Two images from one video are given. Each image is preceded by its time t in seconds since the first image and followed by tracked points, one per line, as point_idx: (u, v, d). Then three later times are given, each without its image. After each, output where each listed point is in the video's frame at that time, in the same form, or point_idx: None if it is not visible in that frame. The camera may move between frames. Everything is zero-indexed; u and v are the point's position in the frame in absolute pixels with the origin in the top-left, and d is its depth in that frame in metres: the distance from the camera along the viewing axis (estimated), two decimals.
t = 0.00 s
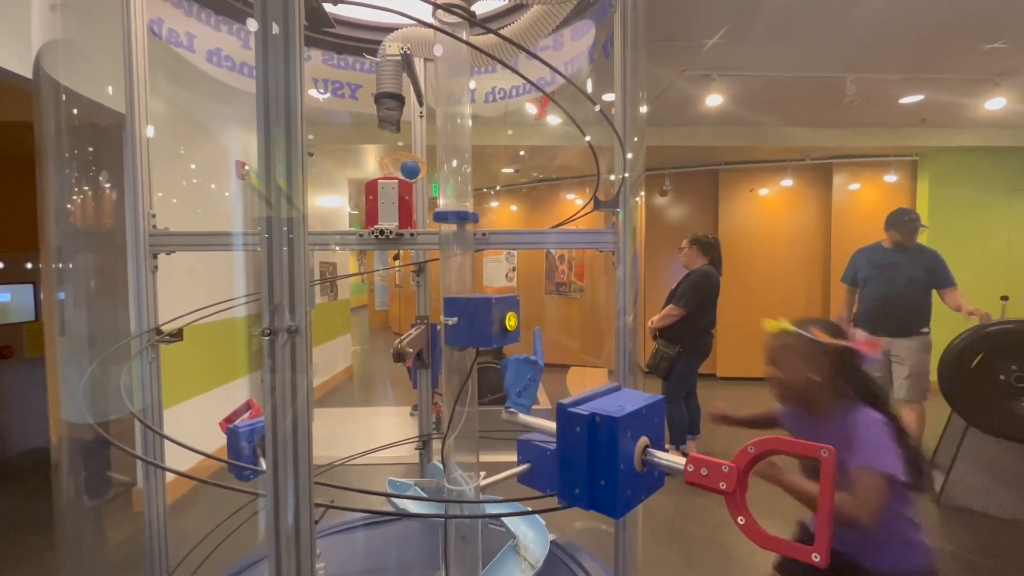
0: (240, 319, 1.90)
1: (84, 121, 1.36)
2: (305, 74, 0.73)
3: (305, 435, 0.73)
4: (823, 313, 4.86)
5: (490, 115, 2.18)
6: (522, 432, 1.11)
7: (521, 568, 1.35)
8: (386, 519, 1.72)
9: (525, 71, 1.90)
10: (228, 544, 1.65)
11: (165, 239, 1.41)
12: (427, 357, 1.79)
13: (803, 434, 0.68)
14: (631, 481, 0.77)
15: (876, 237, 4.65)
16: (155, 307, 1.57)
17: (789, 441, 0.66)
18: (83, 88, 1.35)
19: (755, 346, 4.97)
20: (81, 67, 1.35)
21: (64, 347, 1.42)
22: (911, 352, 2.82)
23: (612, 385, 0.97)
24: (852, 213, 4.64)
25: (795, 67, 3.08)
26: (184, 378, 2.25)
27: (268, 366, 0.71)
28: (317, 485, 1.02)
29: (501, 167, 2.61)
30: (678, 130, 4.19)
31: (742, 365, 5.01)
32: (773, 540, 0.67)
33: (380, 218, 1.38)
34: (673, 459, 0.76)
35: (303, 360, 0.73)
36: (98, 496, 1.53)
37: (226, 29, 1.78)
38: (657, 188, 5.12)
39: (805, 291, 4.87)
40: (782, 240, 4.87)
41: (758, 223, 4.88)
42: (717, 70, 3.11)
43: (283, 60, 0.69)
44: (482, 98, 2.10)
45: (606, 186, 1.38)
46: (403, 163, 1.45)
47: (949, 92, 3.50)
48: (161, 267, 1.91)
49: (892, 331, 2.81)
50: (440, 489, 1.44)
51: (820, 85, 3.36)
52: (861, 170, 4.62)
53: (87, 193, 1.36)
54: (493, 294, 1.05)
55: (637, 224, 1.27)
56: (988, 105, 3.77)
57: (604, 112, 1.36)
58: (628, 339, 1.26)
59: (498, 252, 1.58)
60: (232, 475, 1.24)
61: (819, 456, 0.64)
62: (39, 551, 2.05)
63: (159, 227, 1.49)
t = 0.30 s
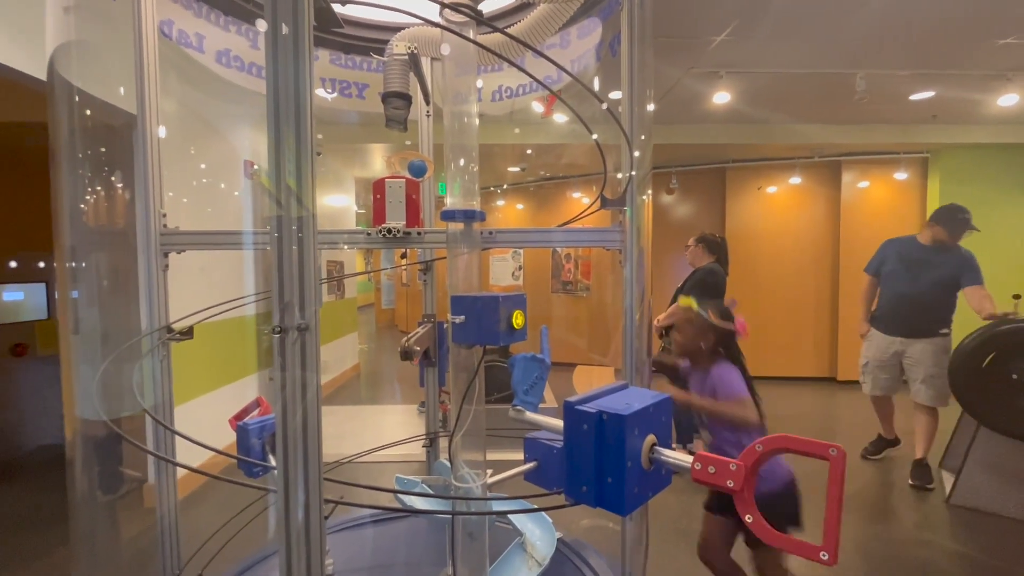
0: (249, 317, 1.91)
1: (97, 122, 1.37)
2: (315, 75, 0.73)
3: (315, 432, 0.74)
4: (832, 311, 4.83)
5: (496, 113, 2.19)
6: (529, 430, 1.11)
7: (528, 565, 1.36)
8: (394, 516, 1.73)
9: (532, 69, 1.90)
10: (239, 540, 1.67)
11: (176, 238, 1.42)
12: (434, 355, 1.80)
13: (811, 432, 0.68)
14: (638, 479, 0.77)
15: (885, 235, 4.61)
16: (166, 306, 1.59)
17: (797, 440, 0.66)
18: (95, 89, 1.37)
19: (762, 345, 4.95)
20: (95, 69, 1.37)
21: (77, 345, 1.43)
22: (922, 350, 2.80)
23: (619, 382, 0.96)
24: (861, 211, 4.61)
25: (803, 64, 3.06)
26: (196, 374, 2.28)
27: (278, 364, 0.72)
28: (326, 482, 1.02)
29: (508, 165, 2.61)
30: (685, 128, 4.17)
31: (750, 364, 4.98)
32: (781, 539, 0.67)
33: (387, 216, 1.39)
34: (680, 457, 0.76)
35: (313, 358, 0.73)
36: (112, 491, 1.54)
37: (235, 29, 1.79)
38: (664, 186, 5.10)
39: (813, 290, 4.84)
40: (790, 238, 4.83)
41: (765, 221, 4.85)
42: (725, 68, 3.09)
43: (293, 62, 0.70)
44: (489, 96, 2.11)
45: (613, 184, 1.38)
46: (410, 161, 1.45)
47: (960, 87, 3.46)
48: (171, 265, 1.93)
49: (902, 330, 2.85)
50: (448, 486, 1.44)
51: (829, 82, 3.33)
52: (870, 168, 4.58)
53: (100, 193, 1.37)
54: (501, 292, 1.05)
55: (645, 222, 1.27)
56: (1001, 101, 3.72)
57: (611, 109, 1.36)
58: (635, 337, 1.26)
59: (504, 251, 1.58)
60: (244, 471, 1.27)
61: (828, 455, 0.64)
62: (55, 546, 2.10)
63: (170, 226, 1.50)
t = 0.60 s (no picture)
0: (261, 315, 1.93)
1: (112, 122, 1.39)
2: (327, 76, 0.74)
3: (327, 427, 0.74)
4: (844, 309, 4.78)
5: (505, 111, 2.19)
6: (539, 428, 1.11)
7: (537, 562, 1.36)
8: (404, 512, 1.74)
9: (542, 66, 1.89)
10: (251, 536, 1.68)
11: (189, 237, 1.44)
12: (443, 353, 1.81)
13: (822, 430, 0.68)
14: (648, 475, 0.77)
15: (898, 232, 4.56)
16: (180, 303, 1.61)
17: (809, 437, 0.66)
18: (110, 91, 1.38)
19: (773, 343, 4.91)
20: (111, 70, 1.38)
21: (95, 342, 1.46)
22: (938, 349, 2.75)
23: (629, 380, 0.96)
24: (873, 207, 4.56)
25: (815, 60, 3.03)
26: (209, 372, 2.31)
27: (291, 360, 0.73)
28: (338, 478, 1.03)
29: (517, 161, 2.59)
30: (695, 125, 4.14)
31: (760, 363, 4.94)
32: (793, 538, 0.66)
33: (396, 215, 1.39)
34: (690, 454, 0.76)
35: (326, 355, 0.74)
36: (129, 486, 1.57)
37: (247, 30, 1.81)
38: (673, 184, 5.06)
39: (824, 288, 4.80)
40: (801, 235, 4.79)
41: (776, 219, 4.81)
42: (735, 64, 3.06)
43: (306, 64, 0.70)
44: (497, 94, 2.11)
45: (623, 182, 1.37)
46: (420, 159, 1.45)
47: (976, 81, 3.40)
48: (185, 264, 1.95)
49: (921, 329, 2.79)
50: (458, 483, 1.45)
51: (841, 77, 3.29)
52: (883, 164, 4.52)
53: (116, 193, 1.39)
54: (510, 289, 1.05)
55: (654, 220, 1.27)
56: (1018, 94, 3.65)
57: (620, 106, 1.36)
58: (645, 335, 1.25)
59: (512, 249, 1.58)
60: (257, 467, 1.29)
61: (840, 453, 0.63)
62: (73, 541, 2.14)
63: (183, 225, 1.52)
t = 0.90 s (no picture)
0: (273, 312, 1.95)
1: (129, 122, 1.41)
2: (342, 75, 0.74)
3: (344, 423, 0.75)
4: (857, 307, 4.72)
5: (515, 109, 2.19)
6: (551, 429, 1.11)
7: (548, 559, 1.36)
8: (415, 508, 1.76)
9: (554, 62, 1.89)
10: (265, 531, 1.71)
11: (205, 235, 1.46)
12: (454, 350, 1.82)
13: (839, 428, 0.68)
14: (662, 473, 0.77)
15: (913, 229, 4.49)
16: (195, 300, 1.63)
17: (826, 435, 0.66)
18: (127, 91, 1.40)
19: (785, 341, 4.87)
20: (129, 71, 1.41)
21: (114, 338, 1.48)
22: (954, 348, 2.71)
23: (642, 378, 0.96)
24: (888, 204, 4.49)
25: (829, 54, 2.99)
26: (225, 368, 2.35)
27: (308, 357, 0.73)
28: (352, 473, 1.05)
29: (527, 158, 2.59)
30: (707, 121, 4.10)
31: (772, 361, 4.90)
32: (810, 537, 0.66)
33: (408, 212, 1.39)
34: (705, 452, 0.76)
35: (341, 351, 0.74)
36: (146, 481, 1.60)
37: (260, 29, 1.85)
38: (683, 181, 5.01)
39: (837, 285, 4.74)
40: (814, 232, 4.73)
41: (788, 216, 4.76)
42: (747, 59, 3.04)
43: (322, 63, 0.71)
44: (508, 92, 2.11)
45: (635, 179, 1.36)
46: (432, 157, 1.45)
47: (996, 75, 3.33)
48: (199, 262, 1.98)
49: (937, 327, 2.74)
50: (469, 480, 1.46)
51: (856, 72, 3.25)
52: (899, 160, 4.45)
53: (134, 192, 1.41)
54: (522, 286, 1.05)
55: (667, 217, 1.26)
56: None
57: (632, 102, 1.35)
58: (657, 333, 1.25)
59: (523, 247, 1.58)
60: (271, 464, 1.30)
61: (857, 451, 0.63)
62: (94, 533, 2.19)
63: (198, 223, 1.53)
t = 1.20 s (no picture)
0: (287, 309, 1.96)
1: (147, 122, 1.42)
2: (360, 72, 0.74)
3: (361, 419, 0.75)
4: (872, 305, 4.66)
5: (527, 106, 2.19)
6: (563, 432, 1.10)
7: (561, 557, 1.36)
8: (428, 504, 1.76)
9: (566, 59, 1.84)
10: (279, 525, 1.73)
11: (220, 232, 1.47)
12: (466, 347, 1.83)
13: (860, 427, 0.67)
14: (678, 471, 0.76)
15: (930, 225, 4.42)
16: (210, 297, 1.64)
17: (846, 435, 0.65)
18: (145, 91, 1.41)
19: (798, 339, 4.82)
20: (146, 70, 1.42)
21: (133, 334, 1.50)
22: (971, 346, 2.66)
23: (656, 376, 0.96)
24: (904, 200, 4.42)
25: (845, 48, 2.94)
26: (239, 365, 2.37)
27: (325, 353, 0.74)
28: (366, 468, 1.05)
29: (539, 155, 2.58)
30: (719, 116, 4.06)
31: (784, 359, 4.85)
32: (830, 537, 0.65)
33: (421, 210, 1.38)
34: (721, 451, 0.75)
35: (358, 348, 0.74)
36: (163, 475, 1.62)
37: (274, 28, 1.83)
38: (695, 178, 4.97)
39: (850, 283, 4.68)
40: (828, 229, 4.68)
41: (801, 212, 4.70)
42: (761, 54, 3.00)
43: (339, 61, 0.71)
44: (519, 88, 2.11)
45: (648, 175, 1.35)
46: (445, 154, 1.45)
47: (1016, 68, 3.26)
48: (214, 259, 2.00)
49: (954, 325, 2.69)
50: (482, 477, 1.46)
51: (872, 66, 3.20)
52: (915, 155, 4.37)
53: (151, 190, 1.43)
54: (536, 284, 1.05)
55: (681, 214, 1.25)
56: None
57: (645, 98, 1.34)
58: (670, 330, 1.24)
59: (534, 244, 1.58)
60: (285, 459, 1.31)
61: (879, 451, 0.63)
62: (113, 526, 2.23)
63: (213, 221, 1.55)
